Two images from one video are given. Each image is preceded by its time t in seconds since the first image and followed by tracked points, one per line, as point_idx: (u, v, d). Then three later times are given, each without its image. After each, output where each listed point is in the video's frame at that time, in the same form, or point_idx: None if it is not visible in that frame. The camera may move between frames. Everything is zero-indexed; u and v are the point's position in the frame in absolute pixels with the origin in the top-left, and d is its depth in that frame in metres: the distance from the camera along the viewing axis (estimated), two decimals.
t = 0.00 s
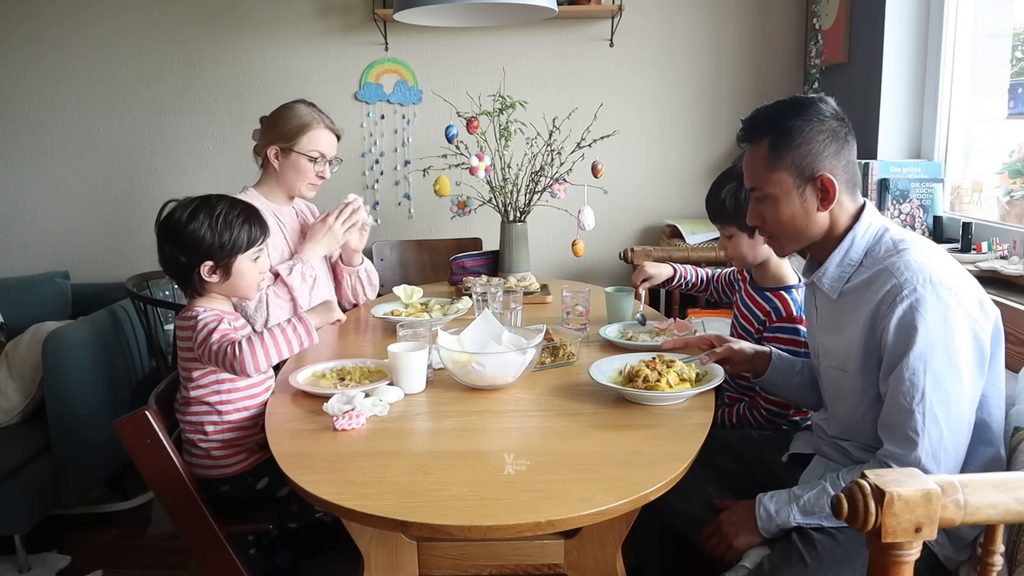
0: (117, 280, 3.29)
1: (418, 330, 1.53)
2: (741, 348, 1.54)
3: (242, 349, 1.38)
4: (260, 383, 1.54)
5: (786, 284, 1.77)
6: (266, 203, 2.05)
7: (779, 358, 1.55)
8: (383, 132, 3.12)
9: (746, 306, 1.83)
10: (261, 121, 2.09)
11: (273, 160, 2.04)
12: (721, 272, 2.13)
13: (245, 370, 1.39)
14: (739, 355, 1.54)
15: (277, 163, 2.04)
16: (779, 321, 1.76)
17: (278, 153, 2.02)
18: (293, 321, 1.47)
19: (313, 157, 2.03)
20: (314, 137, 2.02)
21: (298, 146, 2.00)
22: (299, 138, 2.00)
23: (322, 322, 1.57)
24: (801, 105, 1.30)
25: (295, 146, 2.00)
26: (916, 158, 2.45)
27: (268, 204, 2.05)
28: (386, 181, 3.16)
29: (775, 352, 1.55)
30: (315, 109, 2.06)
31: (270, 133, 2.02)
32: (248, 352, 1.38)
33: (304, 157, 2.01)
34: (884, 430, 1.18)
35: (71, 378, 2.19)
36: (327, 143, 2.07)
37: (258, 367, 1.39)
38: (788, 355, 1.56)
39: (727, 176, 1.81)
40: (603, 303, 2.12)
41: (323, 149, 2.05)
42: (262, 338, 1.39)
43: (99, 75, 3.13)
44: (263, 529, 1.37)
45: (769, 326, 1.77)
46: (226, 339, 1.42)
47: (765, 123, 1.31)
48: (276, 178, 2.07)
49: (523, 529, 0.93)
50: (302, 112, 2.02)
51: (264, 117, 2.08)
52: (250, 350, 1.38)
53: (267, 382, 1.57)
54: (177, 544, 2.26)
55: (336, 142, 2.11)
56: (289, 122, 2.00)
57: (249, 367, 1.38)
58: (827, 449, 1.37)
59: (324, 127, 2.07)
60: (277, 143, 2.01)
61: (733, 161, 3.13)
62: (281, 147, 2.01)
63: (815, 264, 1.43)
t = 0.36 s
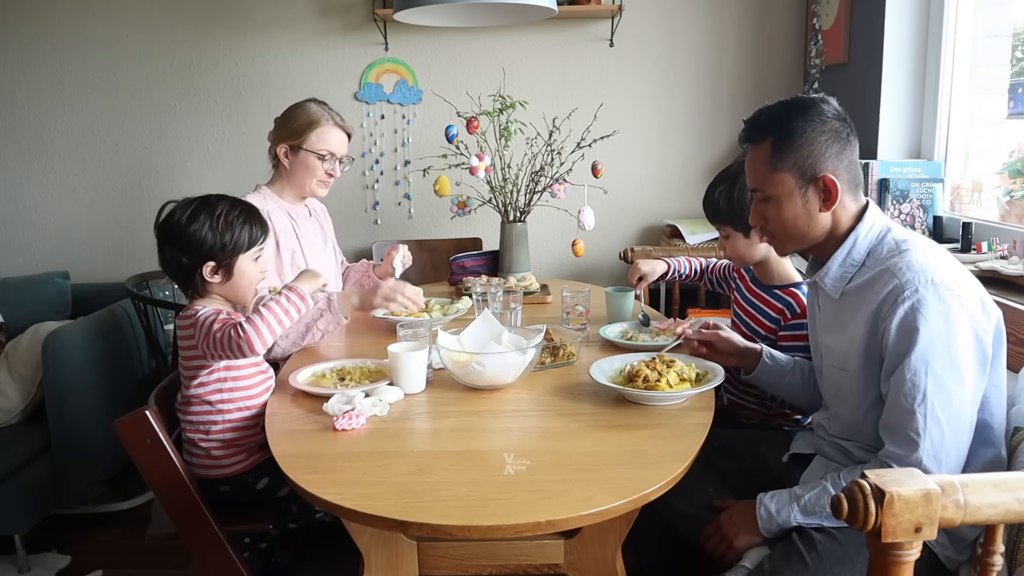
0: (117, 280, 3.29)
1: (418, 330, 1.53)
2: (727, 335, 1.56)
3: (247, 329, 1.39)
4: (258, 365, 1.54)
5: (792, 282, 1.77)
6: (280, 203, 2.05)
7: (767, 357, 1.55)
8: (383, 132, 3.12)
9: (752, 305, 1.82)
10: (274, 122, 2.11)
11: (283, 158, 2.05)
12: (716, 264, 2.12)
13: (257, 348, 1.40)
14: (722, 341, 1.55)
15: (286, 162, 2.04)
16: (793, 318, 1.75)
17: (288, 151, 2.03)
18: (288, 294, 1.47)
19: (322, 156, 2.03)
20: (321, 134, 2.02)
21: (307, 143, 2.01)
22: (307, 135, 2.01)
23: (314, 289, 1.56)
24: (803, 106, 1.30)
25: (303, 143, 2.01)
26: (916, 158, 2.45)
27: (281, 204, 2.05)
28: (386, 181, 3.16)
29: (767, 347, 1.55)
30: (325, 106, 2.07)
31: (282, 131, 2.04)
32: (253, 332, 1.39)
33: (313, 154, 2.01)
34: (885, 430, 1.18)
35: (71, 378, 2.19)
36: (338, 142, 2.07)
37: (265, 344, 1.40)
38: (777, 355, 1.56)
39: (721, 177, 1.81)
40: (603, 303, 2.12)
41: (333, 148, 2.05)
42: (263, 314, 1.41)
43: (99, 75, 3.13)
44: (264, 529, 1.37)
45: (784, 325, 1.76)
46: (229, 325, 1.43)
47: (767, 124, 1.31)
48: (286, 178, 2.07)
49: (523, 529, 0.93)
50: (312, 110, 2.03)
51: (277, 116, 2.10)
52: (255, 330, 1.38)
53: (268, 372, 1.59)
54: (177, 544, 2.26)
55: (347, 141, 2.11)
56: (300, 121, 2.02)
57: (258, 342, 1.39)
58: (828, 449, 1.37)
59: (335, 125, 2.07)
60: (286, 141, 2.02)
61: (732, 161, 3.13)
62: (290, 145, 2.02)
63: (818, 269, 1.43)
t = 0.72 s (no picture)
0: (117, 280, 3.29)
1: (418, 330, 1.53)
2: (707, 338, 1.58)
3: (246, 325, 1.39)
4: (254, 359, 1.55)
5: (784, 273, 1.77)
6: (286, 203, 2.05)
7: (747, 360, 1.55)
8: (383, 132, 3.12)
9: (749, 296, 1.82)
10: (278, 122, 2.09)
11: (292, 160, 2.04)
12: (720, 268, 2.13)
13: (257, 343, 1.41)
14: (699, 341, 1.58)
15: (297, 164, 2.04)
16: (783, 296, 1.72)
17: (298, 153, 2.02)
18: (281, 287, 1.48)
19: (334, 158, 2.04)
20: (334, 137, 2.02)
21: (320, 146, 2.01)
22: (320, 138, 2.01)
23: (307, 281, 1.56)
24: (803, 107, 1.30)
25: (315, 145, 2.01)
26: (916, 158, 2.45)
27: (288, 204, 2.05)
28: (386, 181, 3.16)
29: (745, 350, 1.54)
30: (332, 107, 2.06)
31: (289, 132, 2.02)
32: (253, 328, 1.39)
33: (325, 157, 2.02)
34: (886, 430, 1.18)
35: (71, 378, 2.19)
36: (346, 143, 2.07)
37: (264, 340, 1.41)
38: (757, 357, 1.55)
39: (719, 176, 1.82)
40: (603, 303, 2.12)
41: (344, 148, 2.06)
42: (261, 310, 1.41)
43: (99, 75, 3.13)
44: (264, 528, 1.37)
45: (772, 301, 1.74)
46: (228, 322, 1.44)
47: (767, 126, 1.31)
48: (295, 178, 2.07)
49: (523, 529, 0.93)
50: (321, 111, 2.02)
51: (280, 116, 2.08)
52: (255, 325, 1.39)
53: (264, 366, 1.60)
54: (177, 544, 2.26)
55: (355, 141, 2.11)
56: (311, 122, 2.00)
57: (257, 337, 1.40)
58: (829, 449, 1.36)
59: (343, 126, 2.07)
60: (297, 143, 2.01)
61: (732, 161, 3.13)
62: (302, 147, 2.01)
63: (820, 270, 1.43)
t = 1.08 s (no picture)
0: (117, 280, 3.29)
1: (418, 330, 1.53)
2: (710, 322, 1.58)
3: (247, 317, 1.40)
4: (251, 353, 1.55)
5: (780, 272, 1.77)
6: (275, 204, 2.05)
7: (750, 348, 1.56)
8: (383, 132, 3.12)
9: (745, 296, 1.83)
10: (266, 124, 2.09)
11: (283, 163, 2.04)
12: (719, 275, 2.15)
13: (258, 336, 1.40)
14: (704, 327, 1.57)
15: (287, 165, 2.04)
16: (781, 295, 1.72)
17: (289, 155, 2.02)
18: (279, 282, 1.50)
19: (325, 158, 2.05)
20: (324, 138, 2.03)
21: (311, 147, 2.01)
22: (311, 139, 2.02)
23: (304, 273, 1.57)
24: (799, 109, 1.30)
25: (305, 146, 2.01)
26: (916, 158, 2.45)
27: (277, 206, 2.05)
28: (386, 181, 3.16)
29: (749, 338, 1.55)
30: (321, 108, 2.07)
31: (277, 134, 2.02)
32: (255, 320, 1.40)
33: (316, 158, 2.03)
34: (885, 431, 1.18)
35: (71, 378, 2.19)
36: (336, 143, 2.09)
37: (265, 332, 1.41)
38: (761, 346, 1.56)
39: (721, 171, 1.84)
40: (603, 303, 2.12)
41: (334, 149, 2.07)
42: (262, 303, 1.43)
43: (99, 76, 3.13)
44: (264, 529, 1.37)
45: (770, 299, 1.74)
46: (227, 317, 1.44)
47: (763, 128, 1.31)
48: (286, 180, 2.07)
49: (523, 530, 0.93)
50: (311, 113, 2.03)
51: (269, 119, 2.08)
52: (257, 317, 1.40)
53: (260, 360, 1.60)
54: (177, 545, 2.26)
55: (344, 142, 2.13)
56: (300, 124, 2.01)
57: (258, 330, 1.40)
58: (829, 450, 1.36)
59: (331, 127, 2.08)
60: (287, 145, 2.01)
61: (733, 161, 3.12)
62: (292, 149, 2.01)
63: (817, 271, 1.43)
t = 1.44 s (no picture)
0: (117, 280, 3.29)
1: (418, 330, 1.52)
2: (709, 316, 1.56)
3: (247, 306, 1.40)
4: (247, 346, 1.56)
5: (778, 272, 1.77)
6: (279, 205, 2.05)
7: (749, 344, 1.55)
8: (383, 132, 3.12)
9: (745, 297, 1.82)
10: (273, 123, 2.09)
11: (289, 162, 2.04)
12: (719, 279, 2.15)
13: (257, 326, 1.40)
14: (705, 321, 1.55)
15: (293, 164, 2.04)
16: (780, 296, 1.73)
17: (296, 154, 2.02)
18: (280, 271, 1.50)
19: (331, 160, 2.05)
20: (331, 139, 2.03)
21: (317, 148, 2.01)
22: (318, 140, 2.02)
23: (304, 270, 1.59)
24: (785, 113, 1.31)
25: (312, 146, 2.01)
26: (916, 158, 2.45)
27: (281, 206, 2.05)
28: (386, 181, 3.16)
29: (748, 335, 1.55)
30: (330, 110, 2.07)
31: (285, 133, 2.02)
32: (255, 309, 1.40)
33: (323, 158, 2.03)
34: (881, 431, 1.18)
35: (71, 378, 2.19)
36: (343, 145, 2.09)
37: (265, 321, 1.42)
38: (759, 343, 1.56)
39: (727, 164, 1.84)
40: (603, 303, 2.12)
41: (340, 151, 2.07)
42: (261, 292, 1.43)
43: (99, 76, 3.14)
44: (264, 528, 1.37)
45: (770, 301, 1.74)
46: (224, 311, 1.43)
47: (750, 132, 1.32)
48: (292, 179, 2.07)
49: (523, 530, 0.93)
50: (318, 113, 2.03)
51: (277, 118, 2.08)
52: (257, 305, 1.40)
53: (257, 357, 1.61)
54: (177, 545, 2.26)
55: (350, 144, 2.13)
56: (308, 123, 2.01)
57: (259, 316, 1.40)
58: (828, 450, 1.36)
59: (337, 127, 2.08)
60: (294, 144, 2.01)
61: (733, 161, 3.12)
62: (299, 148, 2.01)
63: (809, 273, 1.42)
